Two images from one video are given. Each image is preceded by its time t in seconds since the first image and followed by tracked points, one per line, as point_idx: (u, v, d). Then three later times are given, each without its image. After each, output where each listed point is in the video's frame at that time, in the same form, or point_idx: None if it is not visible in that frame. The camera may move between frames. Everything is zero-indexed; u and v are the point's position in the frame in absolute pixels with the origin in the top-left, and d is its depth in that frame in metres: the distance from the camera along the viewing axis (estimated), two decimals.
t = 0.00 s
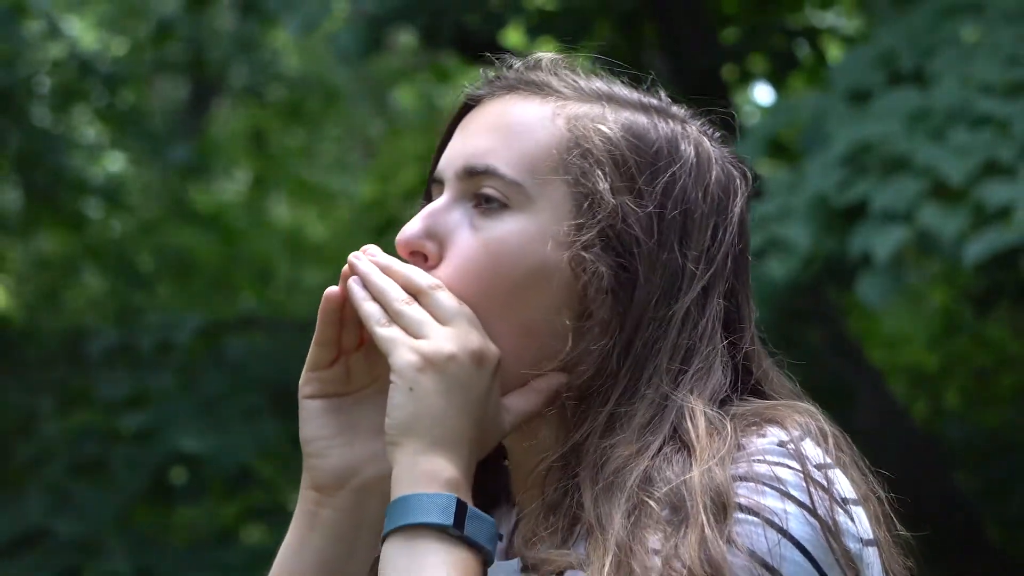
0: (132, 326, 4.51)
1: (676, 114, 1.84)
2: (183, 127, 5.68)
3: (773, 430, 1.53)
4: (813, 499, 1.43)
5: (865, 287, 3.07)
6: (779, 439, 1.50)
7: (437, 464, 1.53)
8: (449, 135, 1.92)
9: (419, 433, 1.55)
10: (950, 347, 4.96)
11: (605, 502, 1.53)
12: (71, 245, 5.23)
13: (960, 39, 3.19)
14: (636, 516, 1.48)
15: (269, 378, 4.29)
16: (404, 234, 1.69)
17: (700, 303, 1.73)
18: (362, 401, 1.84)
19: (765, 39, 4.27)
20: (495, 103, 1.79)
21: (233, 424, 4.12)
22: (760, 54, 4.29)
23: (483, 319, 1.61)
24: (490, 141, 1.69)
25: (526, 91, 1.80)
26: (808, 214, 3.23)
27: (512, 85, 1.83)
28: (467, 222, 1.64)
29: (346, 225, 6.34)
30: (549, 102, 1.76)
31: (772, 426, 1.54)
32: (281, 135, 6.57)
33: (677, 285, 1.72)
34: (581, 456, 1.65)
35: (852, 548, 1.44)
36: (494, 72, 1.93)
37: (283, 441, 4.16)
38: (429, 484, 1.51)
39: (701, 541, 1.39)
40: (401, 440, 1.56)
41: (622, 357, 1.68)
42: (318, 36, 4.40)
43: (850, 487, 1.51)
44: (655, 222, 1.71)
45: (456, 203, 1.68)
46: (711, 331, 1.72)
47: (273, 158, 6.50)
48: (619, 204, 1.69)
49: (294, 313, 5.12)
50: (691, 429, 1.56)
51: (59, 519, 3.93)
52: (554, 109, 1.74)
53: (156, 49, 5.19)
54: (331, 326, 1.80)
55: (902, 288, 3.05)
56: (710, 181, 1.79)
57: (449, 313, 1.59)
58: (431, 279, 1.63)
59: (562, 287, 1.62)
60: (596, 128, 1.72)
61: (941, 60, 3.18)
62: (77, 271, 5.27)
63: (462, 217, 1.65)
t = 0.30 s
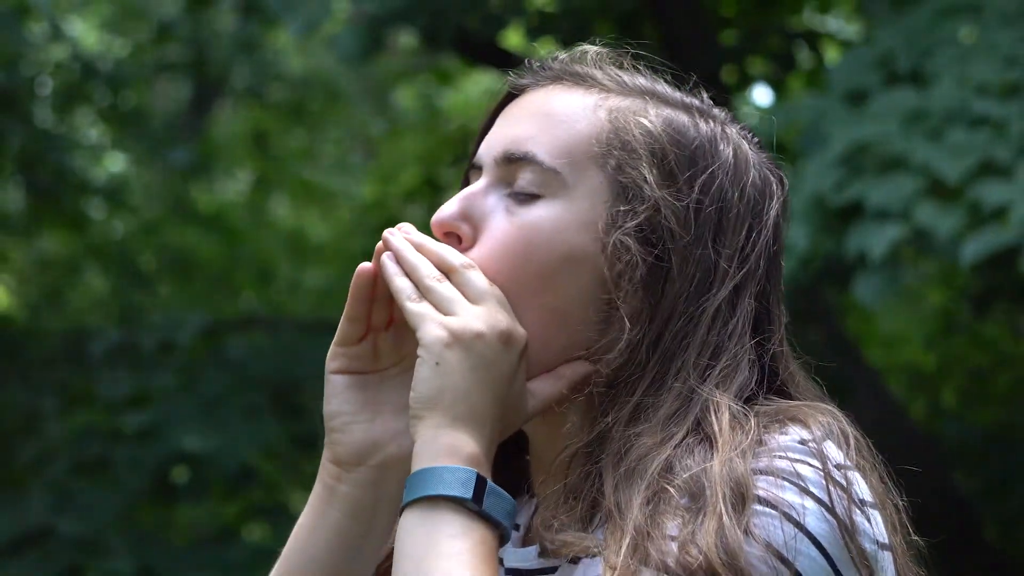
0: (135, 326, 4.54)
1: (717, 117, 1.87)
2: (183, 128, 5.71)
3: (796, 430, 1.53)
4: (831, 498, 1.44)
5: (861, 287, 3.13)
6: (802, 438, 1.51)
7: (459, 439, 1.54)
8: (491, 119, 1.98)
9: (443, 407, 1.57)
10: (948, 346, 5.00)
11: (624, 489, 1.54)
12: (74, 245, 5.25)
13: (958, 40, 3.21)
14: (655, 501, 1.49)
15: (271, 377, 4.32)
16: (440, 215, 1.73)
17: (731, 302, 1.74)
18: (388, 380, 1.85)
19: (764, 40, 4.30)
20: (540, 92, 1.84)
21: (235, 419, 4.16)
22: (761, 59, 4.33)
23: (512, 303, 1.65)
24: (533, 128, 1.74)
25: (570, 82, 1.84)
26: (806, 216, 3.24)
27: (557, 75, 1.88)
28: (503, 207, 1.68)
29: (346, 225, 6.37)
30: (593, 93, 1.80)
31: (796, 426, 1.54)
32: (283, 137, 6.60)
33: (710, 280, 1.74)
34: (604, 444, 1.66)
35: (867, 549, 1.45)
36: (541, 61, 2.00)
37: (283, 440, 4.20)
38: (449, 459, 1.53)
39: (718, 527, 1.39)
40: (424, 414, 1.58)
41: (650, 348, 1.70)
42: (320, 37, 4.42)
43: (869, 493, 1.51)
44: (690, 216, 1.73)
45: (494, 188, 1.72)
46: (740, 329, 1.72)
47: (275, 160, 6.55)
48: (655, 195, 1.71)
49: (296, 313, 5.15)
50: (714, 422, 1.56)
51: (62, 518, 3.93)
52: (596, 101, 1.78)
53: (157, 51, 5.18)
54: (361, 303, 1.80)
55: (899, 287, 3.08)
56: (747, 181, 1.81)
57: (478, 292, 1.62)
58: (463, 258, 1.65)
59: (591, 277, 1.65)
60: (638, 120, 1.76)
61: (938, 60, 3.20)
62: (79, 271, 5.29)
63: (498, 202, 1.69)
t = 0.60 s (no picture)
0: (138, 326, 4.61)
1: (739, 121, 1.94)
2: (185, 129, 5.74)
3: (808, 429, 1.56)
4: (842, 497, 1.46)
5: (859, 286, 3.17)
6: (813, 436, 1.54)
7: (472, 424, 1.58)
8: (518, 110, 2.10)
9: (457, 392, 1.60)
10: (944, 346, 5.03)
11: (637, 482, 1.58)
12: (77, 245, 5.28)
13: (955, 42, 3.24)
14: (667, 492, 1.53)
15: (273, 376, 4.35)
16: (462, 205, 1.80)
17: (747, 303, 1.79)
18: (400, 367, 1.92)
19: (762, 42, 4.33)
20: (568, 88, 1.92)
21: (236, 421, 4.16)
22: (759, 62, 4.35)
23: (530, 293, 1.71)
24: (557, 123, 1.81)
25: (598, 80, 1.92)
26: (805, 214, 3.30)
27: (584, 71, 1.98)
28: (525, 199, 1.75)
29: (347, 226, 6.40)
30: (619, 92, 1.88)
31: (808, 425, 1.58)
32: (284, 138, 6.64)
33: (727, 280, 1.80)
34: (618, 438, 1.71)
35: (876, 552, 1.47)
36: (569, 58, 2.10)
37: (284, 438, 4.23)
38: (461, 442, 1.56)
39: (728, 518, 1.42)
40: (439, 397, 1.61)
41: (666, 343, 1.75)
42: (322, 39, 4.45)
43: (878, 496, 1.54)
44: (710, 214, 1.80)
45: (515, 179, 1.79)
46: (755, 330, 1.77)
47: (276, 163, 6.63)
48: (676, 193, 1.78)
49: (298, 314, 5.17)
50: (728, 419, 1.61)
51: (65, 517, 3.92)
52: (622, 100, 1.85)
53: (160, 53, 5.19)
54: (379, 289, 1.90)
55: (896, 286, 3.13)
56: (766, 184, 1.88)
57: (496, 280, 1.68)
58: (483, 246, 1.72)
59: (610, 270, 1.72)
60: (662, 118, 1.83)
61: (935, 62, 3.23)
62: (81, 271, 5.31)
63: (521, 195, 1.76)
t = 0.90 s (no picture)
0: (140, 326, 4.63)
1: (746, 122, 1.95)
2: (185, 130, 5.76)
3: (811, 429, 1.58)
4: (843, 497, 1.47)
5: (858, 286, 3.18)
6: (816, 436, 1.55)
7: (473, 419, 1.60)
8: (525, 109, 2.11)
9: (460, 386, 1.62)
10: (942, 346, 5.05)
11: (639, 480, 1.59)
12: (79, 245, 5.30)
13: (954, 43, 3.25)
14: (668, 490, 1.54)
15: (275, 376, 4.38)
16: (467, 202, 1.82)
17: (751, 303, 1.81)
18: (404, 362, 1.94)
19: (760, 43, 4.35)
20: (575, 87, 1.94)
21: (236, 420, 4.19)
22: (758, 61, 4.37)
23: (533, 291, 1.72)
24: (563, 122, 1.83)
25: (605, 79, 1.94)
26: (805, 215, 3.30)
27: (591, 72, 1.99)
28: (530, 197, 1.77)
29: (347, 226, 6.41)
30: (626, 92, 1.89)
31: (812, 425, 1.59)
32: (285, 139, 6.67)
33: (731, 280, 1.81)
34: (620, 436, 1.72)
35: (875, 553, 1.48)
36: (577, 59, 2.12)
37: (285, 437, 4.24)
38: (462, 437, 1.58)
39: (728, 516, 1.43)
40: (443, 391, 1.63)
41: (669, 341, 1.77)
42: (323, 39, 4.47)
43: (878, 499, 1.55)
44: (715, 214, 1.81)
45: (521, 178, 1.81)
46: (759, 330, 1.79)
47: (278, 164, 6.64)
48: (680, 192, 1.79)
49: (299, 314, 5.19)
50: (730, 418, 1.62)
51: (67, 516, 3.95)
52: (628, 100, 1.86)
53: (161, 54, 5.21)
54: (383, 285, 1.92)
55: (894, 285, 3.15)
56: (772, 185, 1.89)
57: (500, 276, 1.69)
58: (487, 242, 1.74)
59: (613, 268, 1.73)
60: (667, 118, 1.85)
61: (934, 63, 3.25)
62: (83, 271, 5.34)
63: (526, 192, 1.78)
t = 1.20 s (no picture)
0: (141, 325, 4.66)
1: (740, 122, 1.98)
2: (187, 130, 5.78)
3: (808, 429, 1.60)
4: (841, 496, 1.50)
5: (857, 286, 3.20)
6: (813, 436, 1.58)
7: (472, 422, 1.62)
8: (521, 112, 2.14)
9: (458, 390, 1.64)
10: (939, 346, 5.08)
11: (639, 481, 1.62)
12: (81, 246, 5.33)
13: (951, 44, 3.27)
14: (668, 491, 1.56)
15: (276, 376, 4.41)
16: (465, 207, 1.84)
17: (748, 303, 1.83)
18: (404, 366, 1.97)
19: (757, 44, 4.37)
20: (570, 90, 1.96)
21: (238, 419, 4.21)
22: (756, 62, 4.39)
23: (531, 294, 1.75)
24: (560, 125, 1.85)
25: (600, 82, 1.96)
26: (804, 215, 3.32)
27: (586, 74, 2.02)
28: (527, 200, 1.79)
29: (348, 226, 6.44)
30: (621, 94, 1.92)
31: (809, 425, 1.62)
32: (287, 139, 6.68)
33: (728, 280, 1.84)
34: (620, 437, 1.75)
35: (874, 551, 1.51)
36: (571, 61, 2.14)
37: (287, 436, 4.27)
38: (461, 441, 1.60)
39: (729, 517, 1.45)
40: (442, 394, 1.65)
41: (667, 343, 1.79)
42: (324, 41, 4.49)
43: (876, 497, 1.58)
44: (711, 215, 1.84)
45: (517, 181, 1.83)
46: (755, 329, 1.81)
47: (279, 165, 6.59)
48: (677, 193, 1.82)
49: (299, 313, 5.22)
50: (729, 419, 1.64)
51: (69, 514, 3.97)
52: (624, 102, 1.89)
53: (163, 56, 5.24)
54: (381, 289, 1.94)
55: (892, 286, 3.18)
56: (767, 184, 1.92)
57: (498, 279, 1.72)
58: (484, 246, 1.76)
59: (611, 270, 1.76)
60: (662, 120, 1.87)
61: (932, 65, 3.27)
62: (85, 272, 5.37)
63: (523, 195, 1.80)
